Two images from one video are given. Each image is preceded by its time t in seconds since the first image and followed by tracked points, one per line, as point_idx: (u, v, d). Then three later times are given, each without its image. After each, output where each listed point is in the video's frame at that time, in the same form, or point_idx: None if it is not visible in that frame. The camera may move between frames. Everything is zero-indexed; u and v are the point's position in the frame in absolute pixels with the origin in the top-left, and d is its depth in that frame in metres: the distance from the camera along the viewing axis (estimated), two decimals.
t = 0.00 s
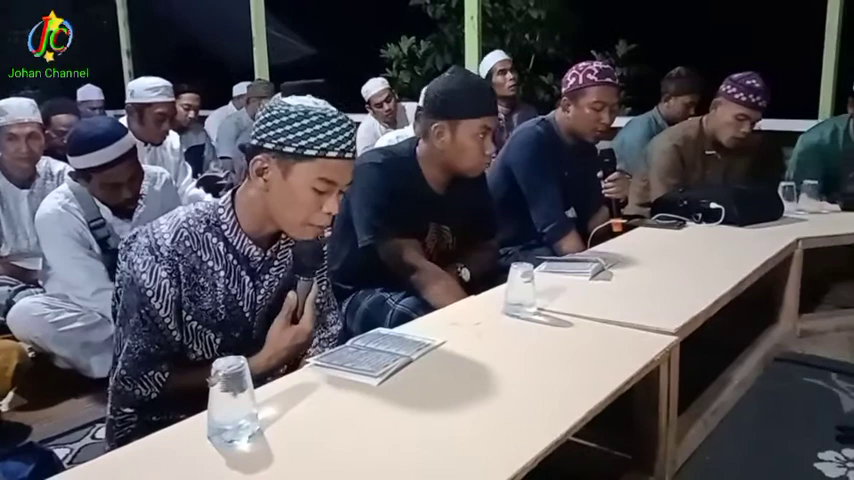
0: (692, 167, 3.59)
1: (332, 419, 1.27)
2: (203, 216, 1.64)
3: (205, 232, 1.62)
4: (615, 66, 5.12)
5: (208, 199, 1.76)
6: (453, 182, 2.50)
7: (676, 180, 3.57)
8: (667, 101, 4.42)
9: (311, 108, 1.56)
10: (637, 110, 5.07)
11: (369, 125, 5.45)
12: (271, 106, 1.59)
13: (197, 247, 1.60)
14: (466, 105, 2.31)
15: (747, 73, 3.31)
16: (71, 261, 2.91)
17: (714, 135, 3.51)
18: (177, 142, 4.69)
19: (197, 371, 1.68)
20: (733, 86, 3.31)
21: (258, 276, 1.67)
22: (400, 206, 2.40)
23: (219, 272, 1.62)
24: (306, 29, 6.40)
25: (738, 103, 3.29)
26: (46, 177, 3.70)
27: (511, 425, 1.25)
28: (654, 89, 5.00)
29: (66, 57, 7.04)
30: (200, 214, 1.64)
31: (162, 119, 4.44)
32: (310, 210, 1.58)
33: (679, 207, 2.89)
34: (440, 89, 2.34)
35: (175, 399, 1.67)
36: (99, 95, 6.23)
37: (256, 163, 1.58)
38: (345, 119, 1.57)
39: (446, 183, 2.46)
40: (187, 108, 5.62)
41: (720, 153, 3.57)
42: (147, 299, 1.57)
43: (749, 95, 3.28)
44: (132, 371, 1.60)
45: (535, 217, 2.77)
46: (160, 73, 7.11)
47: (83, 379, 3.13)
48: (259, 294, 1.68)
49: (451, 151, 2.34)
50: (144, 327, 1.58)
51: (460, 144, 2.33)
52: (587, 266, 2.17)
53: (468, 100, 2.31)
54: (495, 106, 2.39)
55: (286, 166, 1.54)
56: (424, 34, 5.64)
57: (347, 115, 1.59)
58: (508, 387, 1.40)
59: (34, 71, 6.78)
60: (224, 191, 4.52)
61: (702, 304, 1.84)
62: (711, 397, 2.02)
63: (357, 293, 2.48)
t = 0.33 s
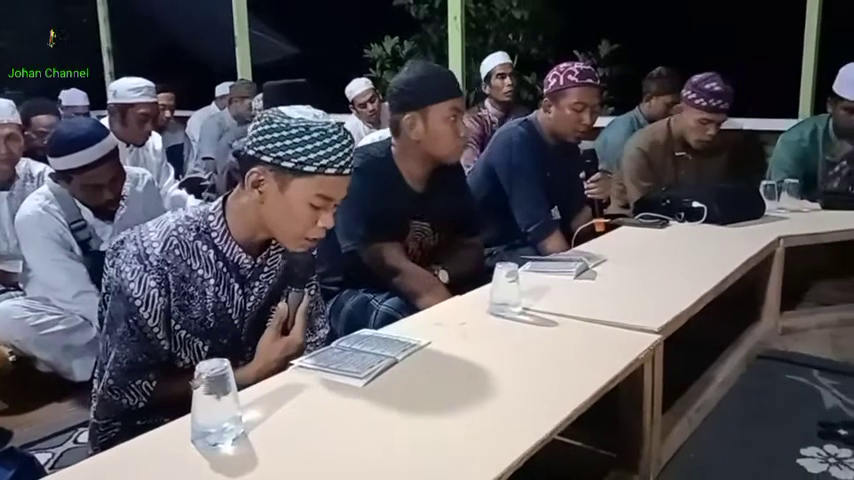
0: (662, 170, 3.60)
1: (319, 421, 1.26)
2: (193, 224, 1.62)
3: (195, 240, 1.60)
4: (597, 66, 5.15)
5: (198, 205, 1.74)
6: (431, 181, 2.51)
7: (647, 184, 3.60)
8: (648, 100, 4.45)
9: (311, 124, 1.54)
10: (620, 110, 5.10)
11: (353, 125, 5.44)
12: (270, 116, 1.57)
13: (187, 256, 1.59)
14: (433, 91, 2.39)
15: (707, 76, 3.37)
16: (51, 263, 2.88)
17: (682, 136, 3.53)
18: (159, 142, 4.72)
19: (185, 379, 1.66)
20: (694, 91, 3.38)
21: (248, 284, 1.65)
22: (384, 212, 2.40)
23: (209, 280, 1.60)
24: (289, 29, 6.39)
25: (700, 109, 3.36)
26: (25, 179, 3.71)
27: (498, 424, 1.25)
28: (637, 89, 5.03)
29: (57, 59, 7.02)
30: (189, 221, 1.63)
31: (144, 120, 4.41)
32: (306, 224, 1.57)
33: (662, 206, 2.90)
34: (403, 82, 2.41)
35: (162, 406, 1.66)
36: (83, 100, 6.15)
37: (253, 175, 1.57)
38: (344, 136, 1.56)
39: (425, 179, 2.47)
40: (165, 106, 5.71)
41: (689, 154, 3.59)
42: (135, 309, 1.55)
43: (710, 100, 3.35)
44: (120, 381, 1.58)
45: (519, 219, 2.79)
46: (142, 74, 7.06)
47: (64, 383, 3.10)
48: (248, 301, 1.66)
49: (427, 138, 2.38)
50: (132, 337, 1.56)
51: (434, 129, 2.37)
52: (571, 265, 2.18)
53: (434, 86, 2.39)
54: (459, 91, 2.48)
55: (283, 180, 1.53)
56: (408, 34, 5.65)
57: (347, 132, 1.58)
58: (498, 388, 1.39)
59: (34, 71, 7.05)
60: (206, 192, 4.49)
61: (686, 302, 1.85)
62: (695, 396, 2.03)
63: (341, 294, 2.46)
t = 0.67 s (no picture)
0: (641, 175, 3.56)
1: (313, 422, 1.26)
2: (178, 225, 1.61)
3: (180, 241, 1.59)
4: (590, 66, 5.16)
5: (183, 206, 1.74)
6: (411, 175, 2.51)
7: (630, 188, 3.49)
8: (641, 101, 4.46)
9: (289, 119, 1.53)
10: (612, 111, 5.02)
11: (347, 125, 5.43)
12: (247, 114, 1.57)
13: (172, 257, 1.58)
14: (405, 79, 2.41)
15: (674, 82, 3.50)
16: (43, 265, 2.87)
17: (661, 140, 3.60)
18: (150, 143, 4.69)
19: (174, 381, 1.66)
20: (662, 99, 3.50)
21: (236, 285, 1.65)
22: (368, 211, 2.40)
23: (196, 282, 1.60)
24: (282, 30, 6.39)
25: (671, 114, 3.47)
26: (16, 180, 3.66)
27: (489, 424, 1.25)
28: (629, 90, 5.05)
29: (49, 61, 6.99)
30: (174, 222, 1.61)
31: (136, 121, 4.39)
32: (288, 222, 1.56)
33: (655, 205, 2.90)
34: (375, 74, 2.43)
35: (153, 409, 1.65)
36: (74, 100, 6.11)
37: (232, 173, 1.57)
38: (323, 130, 1.56)
39: (404, 171, 2.47)
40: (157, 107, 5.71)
41: (668, 156, 3.65)
42: (121, 312, 1.54)
43: (680, 105, 3.46)
44: (107, 384, 1.58)
45: (511, 219, 2.79)
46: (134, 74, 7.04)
47: (56, 384, 3.08)
48: (236, 302, 1.66)
49: (404, 127, 2.38)
50: (118, 340, 1.55)
51: (410, 118, 2.39)
52: (564, 265, 2.18)
53: (405, 76, 2.42)
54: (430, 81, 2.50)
55: (263, 178, 1.53)
56: (401, 34, 5.64)
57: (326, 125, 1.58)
58: (491, 388, 1.40)
59: (34, 71, 7.19)
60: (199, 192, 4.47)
61: (679, 302, 1.85)
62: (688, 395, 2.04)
63: (330, 295, 2.45)
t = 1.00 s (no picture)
0: (634, 174, 3.58)
1: (303, 424, 1.26)
2: (153, 222, 1.61)
3: (156, 237, 1.60)
4: (580, 67, 5.16)
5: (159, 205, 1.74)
6: (396, 173, 2.51)
7: (621, 187, 3.53)
8: (632, 101, 4.46)
9: (252, 107, 1.54)
10: (602, 111, 5.07)
11: (338, 125, 5.42)
12: (213, 106, 1.57)
13: (148, 253, 1.58)
14: (388, 76, 2.44)
15: (667, 78, 3.50)
16: (31, 268, 2.86)
17: (652, 137, 3.60)
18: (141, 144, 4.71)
19: (155, 379, 1.64)
20: (655, 94, 3.50)
21: (214, 278, 1.65)
22: (352, 210, 2.40)
23: (173, 277, 1.60)
24: (272, 31, 6.38)
25: (664, 109, 3.47)
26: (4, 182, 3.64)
27: (477, 424, 1.25)
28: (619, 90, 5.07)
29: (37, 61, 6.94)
30: (149, 219, 1.62)
31: (125, 121, 4.36)
32: (258, 211, 1.55)
33: (645, 205, 2.92)
34: (357, 71, 2.46)
35: (137, 409, 1.63)
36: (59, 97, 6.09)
37: (201, 164, 1.56)
38: (289, 116, 1.55)
39: (389, 169, 2.47)
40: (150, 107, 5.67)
41: (659, 154, 3.64)
42: (98, 310, 1.54)
43: (672, 100, 3.46)
44: (87, 383, 1.56)
45: (501, 218, 2.79)
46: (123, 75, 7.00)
47: (45, 386, 3.06)
48: (216, 296, 1.66)
49: (388, 122, 2.40)
50: (96, 338, 1.54)
51: (394, 113, 2.41)
52: (555, 264, 2.19)
53: (388, 73, 2.44)
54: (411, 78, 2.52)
55: (230, 167, 1.52)
56: (391, 34, 5.64)
57: (293, 112, 1.57)
58: (480, 388, 1.40)
59: (35, 71, 7.04)
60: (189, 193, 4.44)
61: (670, 301, 1.86)
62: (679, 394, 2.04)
63: (319, 296, 2.43)
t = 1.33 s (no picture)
0: (635, 167, 3.64)
1: (292, 426, 1.25)
2: (134, 220, 1.60)
3: (136, 236, 1.59)
4: (567, 67, 5.21)
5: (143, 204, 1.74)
6: (388, 173, 2.51)
7: (623, 182, 3.61)
8: (619, 102, 4.48)
9: (234, 103, 1.54)
10: (590, 112, 5.14)
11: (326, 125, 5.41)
12: (195, 103, 1.58)
13: (128, 251, 1.57)
14: (383, 76, 2.43)
15: (685, 76, 3.43)
16: (17, 271, 2.82)
17: (657, 135, 3.58)
18: (126, 146, 4.63)
19: (137, 381, 1.61)
20: (671, 90, 3.44)
21: (197, 279, 1.64)
22: (343, 209, 2.38)
23: (154, 277, 1.59)
24: (259, 31, 6.36)
25: (677, 107, 3.41)
26: None
27: (466, 425, 1.25)
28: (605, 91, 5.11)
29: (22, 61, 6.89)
30: (130, 218, 1.61)
31: (111, 122, 4.33)
32: (239, 208, 1.55)
33: (633, 204, 2.93)
34: (352, 71, 2.45)
35: (122, 409, 1.61)
36: (40, 94, 6.09)
37: (182, 160, 1.56)
38: (271, 114, 1.56)
39: (382, 169, 2.47)
40: (140, 108, 5.62)
41: (663, 153, 3.65)
42: (77, 307, 1.53)
43: (687, 99, 3.40)
44: (68, 381, 1.55)
45: (490, 219, 2.80)
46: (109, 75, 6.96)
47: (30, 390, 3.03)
48: (199, 297, 1.64)
49: (382, 122, 2.40)
50: (76, 335, 1.54)
51: (388, 113, 2.41)
52: (544, 265, 2.19)
53: (382, 73, 2.44)
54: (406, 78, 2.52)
55: (211, 163, 1.52)
56: (379, 34, 5.63)
57: (276, 110, 1.58)
58: (468, 388, 1.40)
59: (34, 71, 7.01)
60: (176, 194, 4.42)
61: (658, 300, 1.87)
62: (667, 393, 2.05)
63: (309, 296, 2.43)
